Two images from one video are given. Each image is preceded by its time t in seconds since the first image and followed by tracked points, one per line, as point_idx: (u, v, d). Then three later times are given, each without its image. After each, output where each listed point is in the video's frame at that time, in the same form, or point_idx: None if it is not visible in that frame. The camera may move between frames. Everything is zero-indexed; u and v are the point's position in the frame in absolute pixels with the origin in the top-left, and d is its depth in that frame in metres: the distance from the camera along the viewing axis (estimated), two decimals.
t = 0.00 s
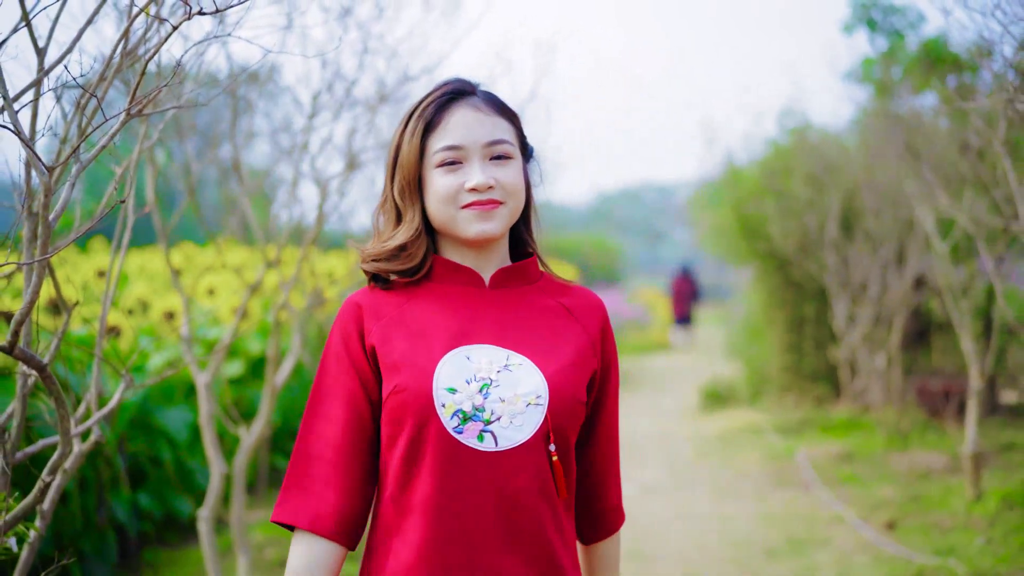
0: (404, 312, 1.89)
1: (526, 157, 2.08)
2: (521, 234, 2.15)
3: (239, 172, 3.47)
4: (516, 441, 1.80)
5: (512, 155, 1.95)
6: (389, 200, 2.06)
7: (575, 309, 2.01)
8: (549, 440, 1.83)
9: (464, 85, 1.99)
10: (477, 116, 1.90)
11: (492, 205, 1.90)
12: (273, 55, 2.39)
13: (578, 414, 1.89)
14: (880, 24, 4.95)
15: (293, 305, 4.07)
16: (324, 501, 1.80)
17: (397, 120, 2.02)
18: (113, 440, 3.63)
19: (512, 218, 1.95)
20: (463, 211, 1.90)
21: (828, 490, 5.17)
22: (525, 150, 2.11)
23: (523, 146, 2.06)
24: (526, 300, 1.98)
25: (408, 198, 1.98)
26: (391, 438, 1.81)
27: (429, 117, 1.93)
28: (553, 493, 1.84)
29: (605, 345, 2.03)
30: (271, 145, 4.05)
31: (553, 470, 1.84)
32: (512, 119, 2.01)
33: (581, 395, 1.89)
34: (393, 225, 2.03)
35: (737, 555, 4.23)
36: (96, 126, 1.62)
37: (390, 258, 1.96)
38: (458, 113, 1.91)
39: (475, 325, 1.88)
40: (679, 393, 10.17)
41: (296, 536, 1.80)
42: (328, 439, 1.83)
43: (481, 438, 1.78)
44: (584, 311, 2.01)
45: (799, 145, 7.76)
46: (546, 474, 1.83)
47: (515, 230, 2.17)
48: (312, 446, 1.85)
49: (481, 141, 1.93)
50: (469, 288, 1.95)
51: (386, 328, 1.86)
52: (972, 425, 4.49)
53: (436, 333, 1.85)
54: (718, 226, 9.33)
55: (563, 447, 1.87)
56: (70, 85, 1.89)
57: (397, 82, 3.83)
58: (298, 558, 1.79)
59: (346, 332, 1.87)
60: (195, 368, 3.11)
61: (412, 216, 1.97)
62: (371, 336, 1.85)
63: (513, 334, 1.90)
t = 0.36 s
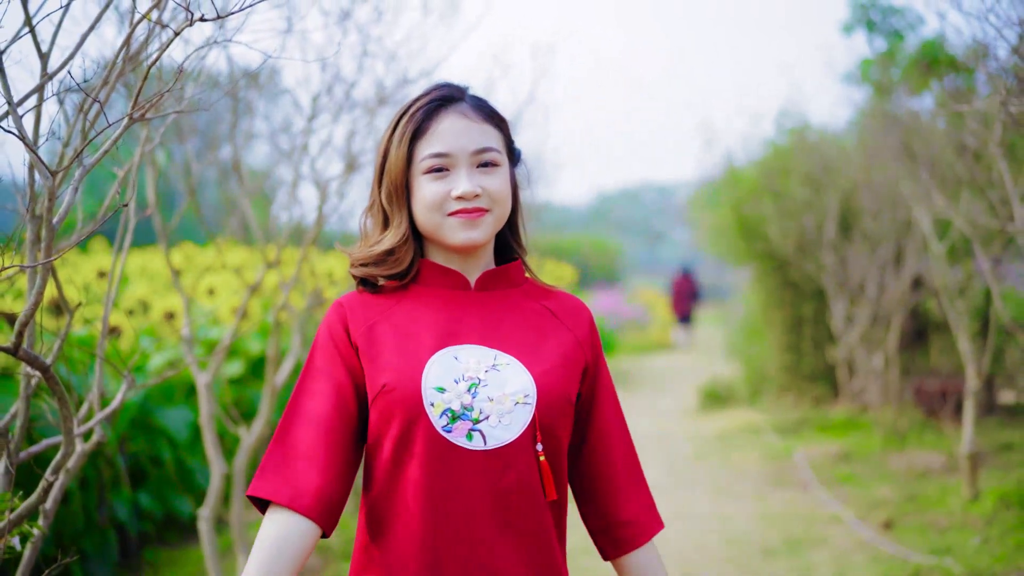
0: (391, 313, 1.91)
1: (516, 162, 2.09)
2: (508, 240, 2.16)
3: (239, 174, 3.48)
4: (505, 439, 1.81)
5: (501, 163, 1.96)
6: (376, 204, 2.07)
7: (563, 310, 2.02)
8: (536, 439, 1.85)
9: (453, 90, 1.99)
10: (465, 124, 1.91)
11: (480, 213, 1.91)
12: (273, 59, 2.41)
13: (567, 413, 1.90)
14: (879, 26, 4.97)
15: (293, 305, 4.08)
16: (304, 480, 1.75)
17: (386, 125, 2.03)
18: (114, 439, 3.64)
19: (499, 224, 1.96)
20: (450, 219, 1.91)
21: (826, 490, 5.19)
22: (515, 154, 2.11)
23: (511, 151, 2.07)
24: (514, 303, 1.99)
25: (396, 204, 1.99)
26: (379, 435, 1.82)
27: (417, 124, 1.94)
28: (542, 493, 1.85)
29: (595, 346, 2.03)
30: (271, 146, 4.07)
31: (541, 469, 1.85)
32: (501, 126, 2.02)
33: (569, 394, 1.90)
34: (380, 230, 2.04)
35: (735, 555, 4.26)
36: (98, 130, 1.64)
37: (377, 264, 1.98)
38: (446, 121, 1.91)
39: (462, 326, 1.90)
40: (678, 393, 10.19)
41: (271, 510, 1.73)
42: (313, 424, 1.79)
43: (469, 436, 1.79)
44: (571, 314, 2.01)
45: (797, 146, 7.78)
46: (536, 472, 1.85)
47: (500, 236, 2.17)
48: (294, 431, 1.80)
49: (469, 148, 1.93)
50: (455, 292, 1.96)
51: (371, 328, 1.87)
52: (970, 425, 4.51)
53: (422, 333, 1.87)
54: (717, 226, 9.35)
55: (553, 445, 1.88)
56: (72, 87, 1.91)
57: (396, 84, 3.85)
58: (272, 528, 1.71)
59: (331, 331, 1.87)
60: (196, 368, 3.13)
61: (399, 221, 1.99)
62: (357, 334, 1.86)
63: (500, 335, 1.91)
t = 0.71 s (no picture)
0: (382, 317, 1.93)
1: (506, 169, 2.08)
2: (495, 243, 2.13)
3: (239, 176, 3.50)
4: (493, 439, 1.83)
5: (490, 174, 1.95)
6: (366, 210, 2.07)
7: (552, 311, 2.02)
8: (524, 439, 1.86)
9: (442, 98, 1.97)
10: (455, 136, 1.90)
11: (468, 226, 1.91)
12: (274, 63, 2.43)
13: (556, 414, 1.91)
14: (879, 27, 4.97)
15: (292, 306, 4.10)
16: (309, 476, 1.73)
17: (375, 132, 2.01)
18: (115, 439, 3.66)
19: (487, 235, 1.96)
20: (438, 230, 1.91)
21: (823, 490, 5.21)
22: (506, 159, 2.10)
23: (501, 159, 2.06)
24: (502, 305, 2.00)
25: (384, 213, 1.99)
26: (368, 438, 1.84)
27: (407, 134, 1.93)
28: (529, 494, 1.86)
29: (585, 348, 2.02)
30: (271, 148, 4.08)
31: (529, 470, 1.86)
32: (491, 134, 2.01)
33: (557, 394, 1.91)
34: (368, 236, 2.05)
35: (733, 554, 4.29)
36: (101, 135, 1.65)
37: (366, 272, 1.99)
38: (436, 132, 1.90)
39: (451, 329, 1.92)
40: (677, 393, 10.22)
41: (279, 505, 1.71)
42: (318, 422, 1.79)
43: (458, 437, 1.81)
44: (560, 317, 2.01)
45: (796, 147, 7.80)
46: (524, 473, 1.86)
47: (490, 242, 2.16)
48: (299, 427, 1.80)
49: (458, 160, 1.92)
50: (443, 295, 1.98)
51: (360, 334, 1.89)
52: (967, 425, 4.53)
53: (411, 338, 1.89)
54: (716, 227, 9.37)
55: (541, 445, 1.89)
56: (77, 93, 1.93)
57: (396, 87, 3.86)
58: (280, 521, 1.67)
59: (326, 337, 1.89)
60: (197, 369, 3.14)
61: (386, 230, 1.98)
62: (349, 340, 1.88)
63: (489, 337, 1.93)
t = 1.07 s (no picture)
0: (379, 324, 1.94)
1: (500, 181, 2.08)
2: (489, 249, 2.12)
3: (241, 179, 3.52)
4: (489, 443, 1.85)
5: (483, 187, 1.95)
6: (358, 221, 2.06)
7: (542, 314, 2.02)
8: (522, 443, 1.88)
9: (436, 111, 1.97)
10: (450, 150, 1.90)
11: (461, 240, 1.91)
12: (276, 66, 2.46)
13: (552, 412, 1.93)
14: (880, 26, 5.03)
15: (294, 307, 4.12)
16: (337, 489, 1.76)
17: (367, 145, 2.01)
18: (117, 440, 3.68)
19: (480, 247, 1.96)
20: (432, 244, 1.91)
21: (822, 489, 5.23)
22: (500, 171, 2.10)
23: (494, 170, 2.06)
24: (490, 310, 2.00)
25: (378, 225, 1.99)
26: (367, 446, 1.86)
27: (401, 148, 1.92)
28: (526, 495, 1.87)
29: (577, 349, 2.02)
30: (272, 151, 4.10)
31: (525, 473, 1.88)
32: (484, 147, 2.00)
33: (552, 395, 1.92)
34: (362, 248, 2.05)
35: (731, 553, 4.31)
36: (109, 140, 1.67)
37: (360, 284, 1.99)
38: (430, 147, 1.90)
39: (445, 335, 1.94)
40: (676, 392, 10.24)
41: (313, 519, 1.74)
42: (331, 431, 1.82)
43: (453, 441, 1.84)
44: (552, 320, 2.01)
45: (795, 148, 7.82)
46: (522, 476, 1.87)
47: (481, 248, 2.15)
48: (311, 437, 1.82)
49: (452, 174, 1.92)
50: (435, 302, 1.98)
51: (357, 342, 1.90)
52: (965, 425, 4.54)
53: (406, 344, 1.90)
54: (715, 227, 9.38)
55: (536, 448, 1.91)
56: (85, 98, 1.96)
57: (397, 89, 3.88)
58: (325, 538, 1.71)
59: (325, 345, 1.90)
60: (200, 369, 3.16)
61: (377, 241, 1.98)
62: (346, 348, 1.89)
63: (482, 342, 1.94)
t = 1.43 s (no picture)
0: (381, 332, 1.96)
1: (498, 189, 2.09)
2: (484, 253, 2.12)
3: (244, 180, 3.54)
4: (489, 449, 1.85)
5: (482, 195, 1.97)
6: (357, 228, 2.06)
7: (537, 319, 2.04)
8: (518, 447, 1.89)
9: (436, 120, 1.98)
10: (450, 160, 1.91)
11: (460, 249, 1.92)
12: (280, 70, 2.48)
13: (548, 415, 1.95)
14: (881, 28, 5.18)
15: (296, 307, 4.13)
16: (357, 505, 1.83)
17: (366, 154, 2.01)
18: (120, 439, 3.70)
19: (478, 256, 1.97)
20: (431, 252, 1.92)
21: (822, 489, 5.25)
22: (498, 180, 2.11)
23: (493, 179, 2.07)
24: (486, 316, 2.01)
25: (377, 232, 1.99)
26: (370, 457, 1.88)
27: (401, 157, 1.93)
28: (523, 495, 1.89)
29: (571, 352, 2.04)
30: (274, 152, 4.11)
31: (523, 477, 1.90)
32: (483, 156, 2.01)
33: (547, 398, 1.94)
34: (361, 254, 2.05)
35: (730, 552, 4.33)
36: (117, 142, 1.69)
37: (360, 290, 2.00)
38: (430, 157, 1.91)
39: (442, 341, 1.94)
40: (676, 392, 10.26)
41: (346, 539, 1.81)
42: (337, 447, 1.86)
43: (452, 447, 1.84)
44: (548, 324, 2.04)
45: (795, 149, 7.84)
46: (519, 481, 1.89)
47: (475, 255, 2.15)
48: (319, 454, 1.86)
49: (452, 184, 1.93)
50: (434, 310, 1.99)
51: (358, 350, 1.92)
52: (963, 425, 4.56)
53: (405, 351, 1.92)
54: (715, 227, 9.40)
55: (532, 452, 1.93)
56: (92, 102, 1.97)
57: (399, 91, 3.90)
58: (366, 554, 1.79)
59: (326, 355, 1.92)
60: (202, 369, 3.18)
61: (376, 249, 1.99)
62: (347, 357, 1.91)
63: (478, 348, 1.95)
